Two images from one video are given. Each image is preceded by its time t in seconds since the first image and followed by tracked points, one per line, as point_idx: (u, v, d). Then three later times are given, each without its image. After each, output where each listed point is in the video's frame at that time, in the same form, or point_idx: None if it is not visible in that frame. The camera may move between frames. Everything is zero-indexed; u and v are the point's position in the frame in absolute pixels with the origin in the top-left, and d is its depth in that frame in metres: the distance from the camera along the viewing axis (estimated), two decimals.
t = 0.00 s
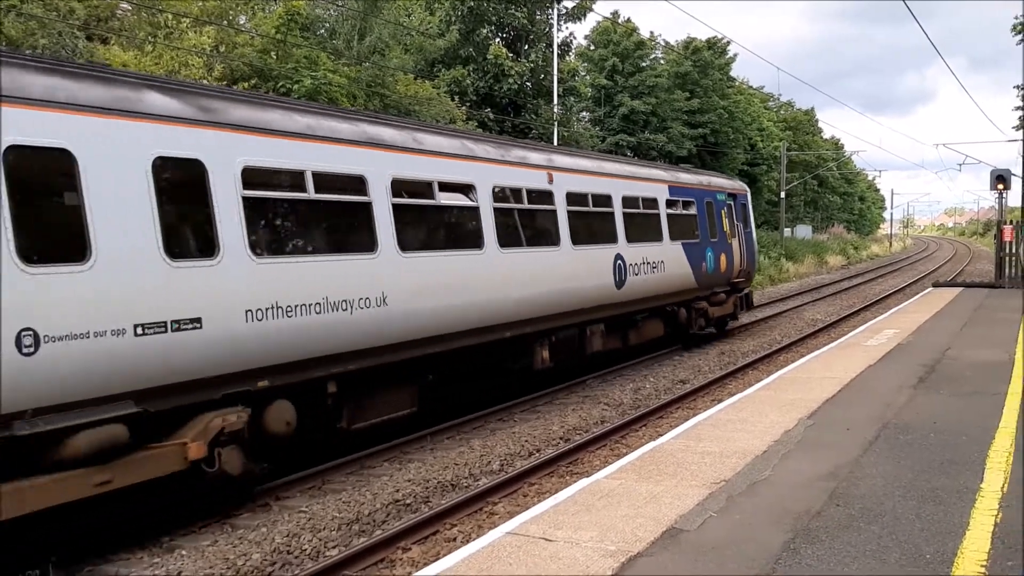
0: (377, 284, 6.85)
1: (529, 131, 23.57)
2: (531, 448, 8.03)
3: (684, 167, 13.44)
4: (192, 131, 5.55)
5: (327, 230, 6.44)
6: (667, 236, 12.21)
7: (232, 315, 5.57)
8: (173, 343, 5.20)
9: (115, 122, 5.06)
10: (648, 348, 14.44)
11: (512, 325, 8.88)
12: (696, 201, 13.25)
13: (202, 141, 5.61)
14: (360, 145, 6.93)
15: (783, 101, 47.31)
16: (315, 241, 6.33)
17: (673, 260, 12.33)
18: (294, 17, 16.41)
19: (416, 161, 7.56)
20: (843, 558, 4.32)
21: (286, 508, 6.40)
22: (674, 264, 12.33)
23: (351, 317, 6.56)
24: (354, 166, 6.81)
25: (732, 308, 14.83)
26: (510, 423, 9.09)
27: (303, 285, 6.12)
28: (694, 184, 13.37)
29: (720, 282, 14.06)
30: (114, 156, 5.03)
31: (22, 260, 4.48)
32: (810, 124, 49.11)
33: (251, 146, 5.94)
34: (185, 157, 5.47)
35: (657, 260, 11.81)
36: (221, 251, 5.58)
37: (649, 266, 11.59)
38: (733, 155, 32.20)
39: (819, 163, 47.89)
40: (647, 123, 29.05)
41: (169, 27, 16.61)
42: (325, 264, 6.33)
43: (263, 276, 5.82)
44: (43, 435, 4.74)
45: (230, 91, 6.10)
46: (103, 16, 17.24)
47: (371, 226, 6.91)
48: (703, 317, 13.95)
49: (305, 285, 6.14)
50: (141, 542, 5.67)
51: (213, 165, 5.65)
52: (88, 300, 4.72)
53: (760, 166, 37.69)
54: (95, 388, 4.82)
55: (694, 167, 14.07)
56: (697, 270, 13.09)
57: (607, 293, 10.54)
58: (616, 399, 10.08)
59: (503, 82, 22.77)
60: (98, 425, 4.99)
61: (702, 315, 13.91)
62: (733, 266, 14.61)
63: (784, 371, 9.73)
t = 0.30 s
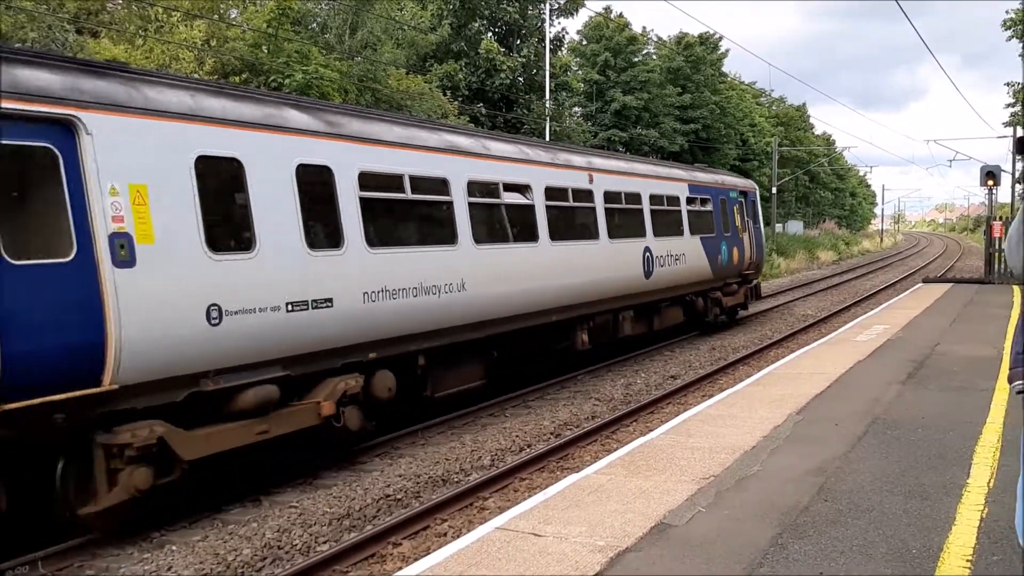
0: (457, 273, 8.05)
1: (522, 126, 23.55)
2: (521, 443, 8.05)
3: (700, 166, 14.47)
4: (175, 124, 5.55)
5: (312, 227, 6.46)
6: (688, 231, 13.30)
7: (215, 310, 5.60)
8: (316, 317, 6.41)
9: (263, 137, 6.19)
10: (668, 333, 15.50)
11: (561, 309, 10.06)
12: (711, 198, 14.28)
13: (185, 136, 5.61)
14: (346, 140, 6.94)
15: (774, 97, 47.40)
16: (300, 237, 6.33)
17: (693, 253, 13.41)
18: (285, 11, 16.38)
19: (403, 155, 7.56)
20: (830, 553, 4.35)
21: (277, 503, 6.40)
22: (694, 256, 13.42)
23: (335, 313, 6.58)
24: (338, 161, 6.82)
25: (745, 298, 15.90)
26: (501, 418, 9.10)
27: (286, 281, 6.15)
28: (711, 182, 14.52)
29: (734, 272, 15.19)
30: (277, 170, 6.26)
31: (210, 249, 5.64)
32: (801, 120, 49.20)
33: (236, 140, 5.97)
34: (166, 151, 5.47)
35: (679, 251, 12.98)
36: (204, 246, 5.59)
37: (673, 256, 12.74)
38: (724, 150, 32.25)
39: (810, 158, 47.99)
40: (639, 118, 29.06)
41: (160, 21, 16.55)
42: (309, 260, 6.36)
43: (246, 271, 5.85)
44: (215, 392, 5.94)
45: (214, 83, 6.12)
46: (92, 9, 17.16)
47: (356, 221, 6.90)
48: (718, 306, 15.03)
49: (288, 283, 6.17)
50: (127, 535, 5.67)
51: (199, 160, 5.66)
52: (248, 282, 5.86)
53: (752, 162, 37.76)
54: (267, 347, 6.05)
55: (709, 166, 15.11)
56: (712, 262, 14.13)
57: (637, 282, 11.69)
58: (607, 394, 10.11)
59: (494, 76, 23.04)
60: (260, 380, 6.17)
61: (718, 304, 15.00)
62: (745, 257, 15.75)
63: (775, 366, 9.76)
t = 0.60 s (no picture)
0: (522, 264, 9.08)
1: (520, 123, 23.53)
2: (518, 440, 8.04)
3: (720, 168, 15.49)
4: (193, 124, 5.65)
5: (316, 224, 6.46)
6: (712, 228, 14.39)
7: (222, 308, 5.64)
8: (421, 299, 7.49)
9: (377, 145, 7.22)
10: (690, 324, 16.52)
11: (607, 298, 11.09)
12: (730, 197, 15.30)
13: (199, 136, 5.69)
14: (348, 137, 6.92)
15: (774, 95, 47.42)
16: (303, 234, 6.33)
17: (716, 248, 14.48)
18: (283, 8, 16.39)
19: (402, 153, 7.53)
20: (824, 551, 4.35)
21: (273, 500, 6.40)
22: (717, 251, 14.49)
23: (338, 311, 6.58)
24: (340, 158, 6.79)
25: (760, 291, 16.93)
26: (498, 415, 9.10)
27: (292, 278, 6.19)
28: (734, 184, 15.59)
29: (752, 267, 16.27)
30: (387, 176, 7.31)
31: (344, 241, 6.69)
32: (800, 118, 49.23)
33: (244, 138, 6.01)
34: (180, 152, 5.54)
35: (705, 247, 14.00)
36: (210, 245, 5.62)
37: (700, 251, 13.80)
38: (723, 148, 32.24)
39: (809, 157, 48.00)
40: (638, 116, 29.03)
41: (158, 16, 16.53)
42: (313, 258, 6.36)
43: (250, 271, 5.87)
44: (342, 362, 6.97)
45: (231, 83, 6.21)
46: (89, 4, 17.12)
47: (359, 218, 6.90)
48: (737, 298, 16.07)
49: (291, 280, 6.18)
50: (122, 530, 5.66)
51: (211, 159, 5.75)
52: (333, 274, 6.53)
53: (751, 159, 37.76)
54: (387, 325, 7.14)
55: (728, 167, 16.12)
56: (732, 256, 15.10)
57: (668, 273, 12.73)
58: (604, 392, 10.11)
59: (493, 73, 22.97)
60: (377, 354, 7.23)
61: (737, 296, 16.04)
62: (760, 255, 16.84)
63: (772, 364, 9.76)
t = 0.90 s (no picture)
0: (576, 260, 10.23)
1: (522, 122, 23.49)
2: (520, 440, 8.04)
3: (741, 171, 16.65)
4: (194, 124, 5.72)
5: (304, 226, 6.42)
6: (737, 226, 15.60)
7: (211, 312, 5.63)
8: (502, 288, 8.74)
9: (467, 157, 8.45)
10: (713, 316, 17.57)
11: (645, 290, 12.21)
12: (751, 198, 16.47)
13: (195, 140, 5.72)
14: (337, 135, 6.86)
15: (777, 93, 47.37)
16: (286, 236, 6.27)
17: (739, 245, 15.64)
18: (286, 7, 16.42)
19: (396, 151, 7.49)
20: (825, 550, 4.34)
21: (276, 499, 6.41)
22: (740, 248, 15.66)
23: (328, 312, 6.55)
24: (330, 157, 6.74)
25: (777, 286, 18.11)
26: (500, 415, 9.10)
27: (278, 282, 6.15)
28: (754, 186, 16.75)
29: (770, 263, 17.35)
30: (477, 183, 8.58)
31: (446, 238, 7.94)
32: (803, 117, 49.15)
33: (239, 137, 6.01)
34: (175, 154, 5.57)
35: (728, 244, 15.18)
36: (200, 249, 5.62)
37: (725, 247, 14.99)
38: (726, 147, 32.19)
39: (812, 156, 47.90)
40: (641, 115, 28.99)
41: (160, 16, 16.55)
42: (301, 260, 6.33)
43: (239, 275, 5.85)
44: (441, 342, 8.17)
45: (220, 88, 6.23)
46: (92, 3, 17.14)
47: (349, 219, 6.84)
48: (757, 292, 17.23)
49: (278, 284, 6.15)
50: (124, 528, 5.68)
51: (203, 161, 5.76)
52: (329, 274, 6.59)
53: (754, 158, 37.69)
54: (478, 310, 8.40)
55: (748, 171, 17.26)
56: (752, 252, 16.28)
57: (697, 269, 13.89)
58: (606, 391, 10.10)
59: (495, 72, 23.00)
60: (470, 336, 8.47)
61: (757, 290, 17.20)
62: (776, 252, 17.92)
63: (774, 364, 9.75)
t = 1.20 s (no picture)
0: (627, 255, 11.22)
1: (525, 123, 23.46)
2: (523, 439, 8.06)
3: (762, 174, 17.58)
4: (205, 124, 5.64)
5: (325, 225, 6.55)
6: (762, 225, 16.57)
7: (237, 306, 5.68)
8: (570, 280, 9.87)
9: (539, 164, 9.54)
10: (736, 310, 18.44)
11: (682, 283, 13.18)
12: (771, 198, 17.40)
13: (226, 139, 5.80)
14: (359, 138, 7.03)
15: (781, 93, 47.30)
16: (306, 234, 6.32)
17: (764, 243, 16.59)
18: (289, 7, 16.54)
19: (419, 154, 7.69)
20: (827, 549, 4.35)
21: (279, 498, 6.42)
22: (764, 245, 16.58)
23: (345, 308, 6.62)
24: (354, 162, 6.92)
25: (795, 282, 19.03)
26: (503, 414, 9.11)
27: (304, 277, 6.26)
28: (774, 187, 17.62)
29: (790, 259, 18.15)
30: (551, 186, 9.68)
31: (525, 235, 9.09)
32: (807, 116, 49.11)
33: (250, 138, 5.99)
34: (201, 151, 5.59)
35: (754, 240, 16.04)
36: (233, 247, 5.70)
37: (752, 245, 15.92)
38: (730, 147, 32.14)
39: (816, 155, 47.80)
40: (645, 115, 28.97)
41: (164, 17, 16.62)
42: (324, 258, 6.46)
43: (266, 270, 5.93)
44: (520, 326, 9.37)
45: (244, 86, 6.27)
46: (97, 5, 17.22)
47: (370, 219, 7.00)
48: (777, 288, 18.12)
49: (289, 282, 6.15)
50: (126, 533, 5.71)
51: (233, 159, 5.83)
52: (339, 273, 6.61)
53: (758, 158, 37.62)
54: (553, 298, 9.59)
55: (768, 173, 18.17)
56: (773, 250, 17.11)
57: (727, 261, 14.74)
58: (609, 391, 10.11)
59: (499, 72, 22.80)
60: (542, 321, 9.63)
61: (778, 286, 18.08)
62: (795, 249, 18.69)
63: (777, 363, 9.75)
